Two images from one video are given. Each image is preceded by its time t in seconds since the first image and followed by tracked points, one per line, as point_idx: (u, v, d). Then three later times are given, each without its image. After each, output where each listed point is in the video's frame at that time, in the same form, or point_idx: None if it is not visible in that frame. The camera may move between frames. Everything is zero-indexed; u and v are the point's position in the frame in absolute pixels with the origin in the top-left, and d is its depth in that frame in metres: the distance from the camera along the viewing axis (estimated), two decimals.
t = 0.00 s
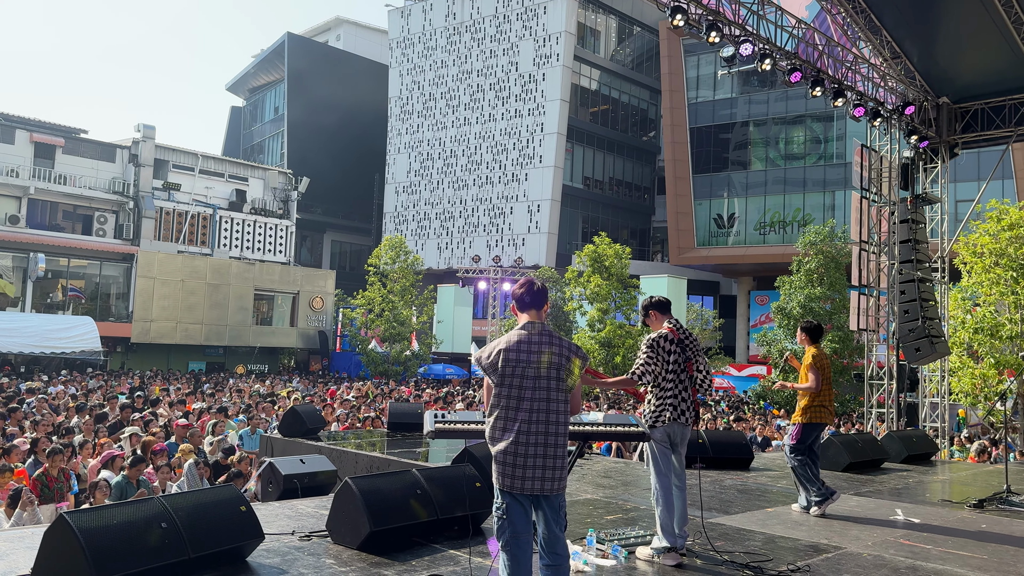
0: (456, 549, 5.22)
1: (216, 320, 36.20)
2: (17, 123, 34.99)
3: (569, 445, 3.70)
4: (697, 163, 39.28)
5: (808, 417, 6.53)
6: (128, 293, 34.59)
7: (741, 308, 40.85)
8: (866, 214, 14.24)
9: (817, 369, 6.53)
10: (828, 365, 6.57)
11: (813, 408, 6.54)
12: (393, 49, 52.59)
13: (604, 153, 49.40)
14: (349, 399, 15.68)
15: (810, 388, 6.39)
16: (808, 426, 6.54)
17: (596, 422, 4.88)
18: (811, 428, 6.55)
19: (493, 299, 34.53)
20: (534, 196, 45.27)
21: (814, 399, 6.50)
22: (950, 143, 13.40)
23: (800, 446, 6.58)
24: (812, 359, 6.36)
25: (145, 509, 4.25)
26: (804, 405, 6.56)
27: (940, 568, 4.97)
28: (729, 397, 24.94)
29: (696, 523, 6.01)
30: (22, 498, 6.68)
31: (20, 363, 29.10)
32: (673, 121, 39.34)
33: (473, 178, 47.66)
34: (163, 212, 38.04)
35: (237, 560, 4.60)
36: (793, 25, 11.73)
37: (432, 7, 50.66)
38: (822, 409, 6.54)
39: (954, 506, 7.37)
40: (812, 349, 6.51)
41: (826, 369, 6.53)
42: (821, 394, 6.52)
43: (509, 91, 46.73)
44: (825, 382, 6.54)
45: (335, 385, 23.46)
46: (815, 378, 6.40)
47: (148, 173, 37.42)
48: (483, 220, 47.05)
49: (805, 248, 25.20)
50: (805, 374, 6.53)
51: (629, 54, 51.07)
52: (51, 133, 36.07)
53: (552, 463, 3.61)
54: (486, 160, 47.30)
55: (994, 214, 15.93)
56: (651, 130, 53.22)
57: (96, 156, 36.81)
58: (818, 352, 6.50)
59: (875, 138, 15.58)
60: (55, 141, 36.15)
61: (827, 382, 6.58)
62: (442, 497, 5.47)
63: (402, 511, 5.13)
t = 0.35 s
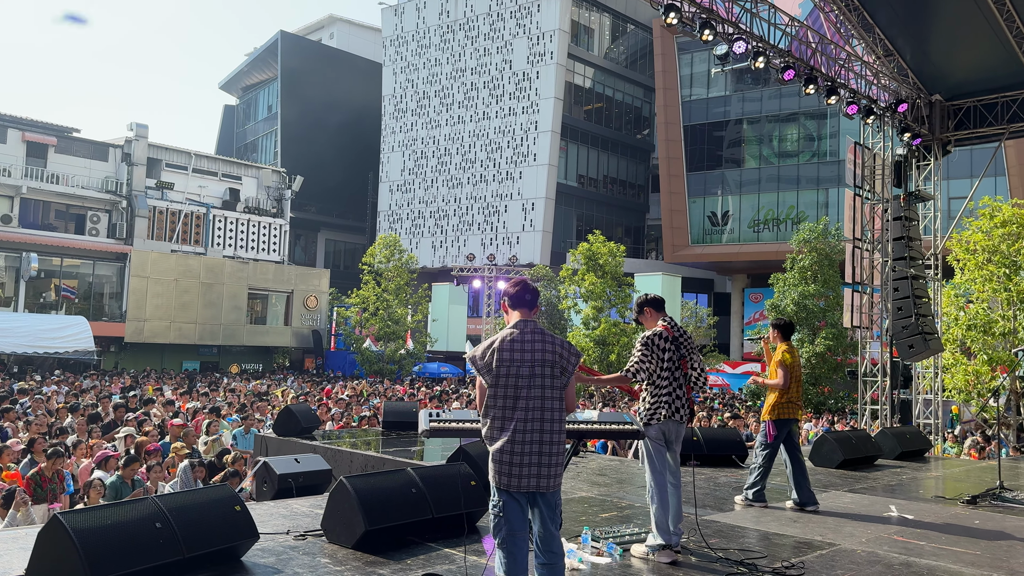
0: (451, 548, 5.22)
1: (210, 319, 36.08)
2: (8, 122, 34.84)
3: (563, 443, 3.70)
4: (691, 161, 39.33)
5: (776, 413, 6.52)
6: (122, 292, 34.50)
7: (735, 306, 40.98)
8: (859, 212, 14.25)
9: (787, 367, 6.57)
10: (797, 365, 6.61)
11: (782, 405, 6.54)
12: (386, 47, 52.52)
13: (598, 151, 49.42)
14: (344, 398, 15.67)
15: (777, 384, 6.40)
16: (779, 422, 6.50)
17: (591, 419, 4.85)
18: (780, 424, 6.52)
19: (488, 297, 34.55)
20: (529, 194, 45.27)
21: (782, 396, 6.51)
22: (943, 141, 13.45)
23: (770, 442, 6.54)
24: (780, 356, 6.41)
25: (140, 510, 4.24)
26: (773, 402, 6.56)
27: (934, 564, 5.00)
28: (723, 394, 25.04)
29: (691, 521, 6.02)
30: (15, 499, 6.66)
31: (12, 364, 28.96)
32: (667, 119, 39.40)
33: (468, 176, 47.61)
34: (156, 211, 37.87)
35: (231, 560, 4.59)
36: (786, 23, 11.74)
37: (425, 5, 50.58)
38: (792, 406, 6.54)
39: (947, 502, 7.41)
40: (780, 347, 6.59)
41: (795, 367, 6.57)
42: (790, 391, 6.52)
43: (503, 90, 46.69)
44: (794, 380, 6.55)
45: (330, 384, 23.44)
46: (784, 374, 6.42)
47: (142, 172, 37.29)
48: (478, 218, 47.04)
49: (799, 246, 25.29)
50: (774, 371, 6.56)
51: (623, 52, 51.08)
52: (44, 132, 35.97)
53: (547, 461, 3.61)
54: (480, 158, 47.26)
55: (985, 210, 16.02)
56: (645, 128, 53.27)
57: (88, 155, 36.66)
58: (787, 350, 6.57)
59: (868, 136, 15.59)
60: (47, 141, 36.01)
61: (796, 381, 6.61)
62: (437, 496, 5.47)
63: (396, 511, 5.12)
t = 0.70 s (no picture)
0: (447, 547, 5.21)
1: (203, 320, 35.98)
2: None
3: (558, 442, 3.70)
4: (684, 159, 39.36)
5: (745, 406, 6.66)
6: (115, 293, 34.43)
7: (730, 303, 41.07)
8: (852, 209, 14.23)
9: (753, 360, 6.65)
10: (768, 356, 6.66)
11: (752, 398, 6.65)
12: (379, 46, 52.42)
13: (592, 149, 49.43)
14: (339, 398, 15.65)
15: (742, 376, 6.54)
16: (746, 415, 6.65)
17: (586, 418, 4.84)
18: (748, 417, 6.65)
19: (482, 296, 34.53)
20: (523, 193, 45.25)
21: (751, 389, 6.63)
22: (935, 137, 13.47)
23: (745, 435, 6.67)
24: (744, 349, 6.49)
25: (134, 511, 4.22)
26: (742, 394, 6.70)
27: (928, 560, 5.01)
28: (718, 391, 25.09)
29: (686, 518, 6.03)
30: (9, 502, 6.64)
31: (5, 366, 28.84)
32: (660, 116, 39.46)
33: (462, 175, 47.58)
34: (149, 211, 37.74)
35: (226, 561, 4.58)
36: (778, 21, 11.75)
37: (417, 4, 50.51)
38: (761, 397, 6.64)
39: (941, 497, 7.43)
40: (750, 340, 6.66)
41: (762, 359, 6.62)
42: (757, 382, 6.63)
43: (496, 88, 46.63)
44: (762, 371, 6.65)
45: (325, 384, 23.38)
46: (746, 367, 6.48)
47: (134, 173, 37.17)
48: (472, 217, 47.00)
49: (792, 243, 25.35)
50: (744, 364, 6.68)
51: (616, 50, 51.07)
52: (35, 133, 35.84)
53: (542, 459, 3.61)
54: (473, 157, 47.23)
55: (978, 206, 16.05)
56: (638, 126, 53.30)
57: (80, 156, 36.61)
58: (755, 342, 6.63)
59: (860, 132, 15.60)
60: (39, 141, 35.87)
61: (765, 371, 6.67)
62: (433, 496, 5.47)
63: (392, 510, 5.12)
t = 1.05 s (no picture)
0: (440, 546, 5.21)
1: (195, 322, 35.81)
2: None
3: (551, 441, 3.70)
4: (676, 156, 39.43)
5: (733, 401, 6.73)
6: (106, 294, 34.30)
7: (722, 300, 41.16)
8: (842, 204, 14.25)
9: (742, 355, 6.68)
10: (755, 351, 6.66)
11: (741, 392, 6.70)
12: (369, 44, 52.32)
13: (584, 147, 49.45)
14: (332, 398, 15.61)
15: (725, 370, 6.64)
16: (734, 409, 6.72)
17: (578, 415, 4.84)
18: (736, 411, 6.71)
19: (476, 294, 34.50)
20: (515, 191, 45.24)
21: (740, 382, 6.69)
22: (925, 133, 13.51)
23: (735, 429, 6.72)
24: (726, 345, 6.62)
25: (125, 513, 4.20)
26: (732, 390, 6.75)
27: (920, 554, 5.03)
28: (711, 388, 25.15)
29: (679, 515, 6.04)
30: None
31: None
32: (651, 114, 39.50)
33: (454, 174, 47.51)
34: (140, 212, 37.58)
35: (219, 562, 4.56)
36: (768, 17, 11.78)
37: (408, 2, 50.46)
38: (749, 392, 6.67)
39: (933, 491, 7.47)
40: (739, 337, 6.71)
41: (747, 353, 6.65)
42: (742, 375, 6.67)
43: (488, 86, 46.59)
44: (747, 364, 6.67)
45: (316, 384, 23.31)
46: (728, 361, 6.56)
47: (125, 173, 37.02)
48: (464, 216, 46.94)
49: (784, 239, 25.41)
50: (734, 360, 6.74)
51: (606, 47, 51.09)
52: (25, 134, 35.67)
53: (535, 457, 3.61)
54: (465, 155, 47.17)
55: (968, 201, 16.13)
56: (630, 124, 53.37)
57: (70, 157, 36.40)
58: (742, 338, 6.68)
59: (851, 128, 15.62)
60: (29, 142, 35.67)
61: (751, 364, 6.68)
62: (426, 494, 5.47)
63: (385, 510, 5.11)
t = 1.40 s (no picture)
0: (433, 544, 5.20)
1: (186, 321, 35.67)
2: None
3: (543, 439, 3.70)
4: (667, 153, 39.48)
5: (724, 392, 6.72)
6: (97, 295, 34.23)
7: (714, 296, 41.29)
8: (832, 200, 14.31)
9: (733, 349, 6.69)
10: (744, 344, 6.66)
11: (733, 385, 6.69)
12: (359, 42, 52.18)
13: (575, 144, 49.47)
14: (324, 396, 15.60)
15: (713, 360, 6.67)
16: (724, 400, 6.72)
17: (569, 412, 4.84)
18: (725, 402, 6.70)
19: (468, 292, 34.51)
20: (506, 188, 45.25)
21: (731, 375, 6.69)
22: (914, 128, 13.52)
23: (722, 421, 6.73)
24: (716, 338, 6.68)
25: (116, 514, 4.18)
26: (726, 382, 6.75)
27: (912, 547, 5.05)
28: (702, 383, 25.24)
29: (671, 510, 6.05)
30: None
31: None
32: (643, 110, 39.50)
33: (445, 172, 47.47)
34: (130, 211, 37.40)
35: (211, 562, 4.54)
36: (758, 14, 11.81)
37: None
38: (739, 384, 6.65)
39: (924, 485, 7.50)
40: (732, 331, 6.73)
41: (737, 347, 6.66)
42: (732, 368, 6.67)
43: (479, 84, 46.51)
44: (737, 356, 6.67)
45: (308, 383, 23.30)
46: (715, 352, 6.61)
47: (114, 173, 36.81)
48: (455, 213, 46.92)
49: (775, 235, 25.48)
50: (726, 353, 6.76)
51: (597, 44, 51.07)
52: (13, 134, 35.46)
53: (527, 454, 3.62)
54: (456, 153, 47.13)
55: (957, 195, 16.23)
56: (621, 121, 53.40)
57: (58, 157, 36.20)
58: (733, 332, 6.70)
59: (841, 124, 15.65)
60: (17, 142, 35.45)
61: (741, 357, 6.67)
62: (418, 491, 5.46)
63: (377, 508, 5.10)
